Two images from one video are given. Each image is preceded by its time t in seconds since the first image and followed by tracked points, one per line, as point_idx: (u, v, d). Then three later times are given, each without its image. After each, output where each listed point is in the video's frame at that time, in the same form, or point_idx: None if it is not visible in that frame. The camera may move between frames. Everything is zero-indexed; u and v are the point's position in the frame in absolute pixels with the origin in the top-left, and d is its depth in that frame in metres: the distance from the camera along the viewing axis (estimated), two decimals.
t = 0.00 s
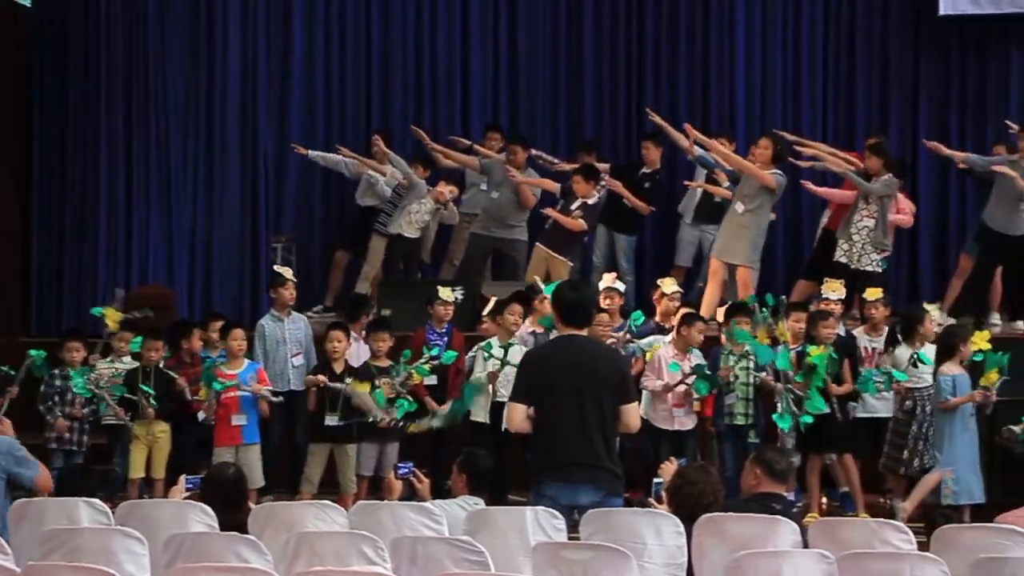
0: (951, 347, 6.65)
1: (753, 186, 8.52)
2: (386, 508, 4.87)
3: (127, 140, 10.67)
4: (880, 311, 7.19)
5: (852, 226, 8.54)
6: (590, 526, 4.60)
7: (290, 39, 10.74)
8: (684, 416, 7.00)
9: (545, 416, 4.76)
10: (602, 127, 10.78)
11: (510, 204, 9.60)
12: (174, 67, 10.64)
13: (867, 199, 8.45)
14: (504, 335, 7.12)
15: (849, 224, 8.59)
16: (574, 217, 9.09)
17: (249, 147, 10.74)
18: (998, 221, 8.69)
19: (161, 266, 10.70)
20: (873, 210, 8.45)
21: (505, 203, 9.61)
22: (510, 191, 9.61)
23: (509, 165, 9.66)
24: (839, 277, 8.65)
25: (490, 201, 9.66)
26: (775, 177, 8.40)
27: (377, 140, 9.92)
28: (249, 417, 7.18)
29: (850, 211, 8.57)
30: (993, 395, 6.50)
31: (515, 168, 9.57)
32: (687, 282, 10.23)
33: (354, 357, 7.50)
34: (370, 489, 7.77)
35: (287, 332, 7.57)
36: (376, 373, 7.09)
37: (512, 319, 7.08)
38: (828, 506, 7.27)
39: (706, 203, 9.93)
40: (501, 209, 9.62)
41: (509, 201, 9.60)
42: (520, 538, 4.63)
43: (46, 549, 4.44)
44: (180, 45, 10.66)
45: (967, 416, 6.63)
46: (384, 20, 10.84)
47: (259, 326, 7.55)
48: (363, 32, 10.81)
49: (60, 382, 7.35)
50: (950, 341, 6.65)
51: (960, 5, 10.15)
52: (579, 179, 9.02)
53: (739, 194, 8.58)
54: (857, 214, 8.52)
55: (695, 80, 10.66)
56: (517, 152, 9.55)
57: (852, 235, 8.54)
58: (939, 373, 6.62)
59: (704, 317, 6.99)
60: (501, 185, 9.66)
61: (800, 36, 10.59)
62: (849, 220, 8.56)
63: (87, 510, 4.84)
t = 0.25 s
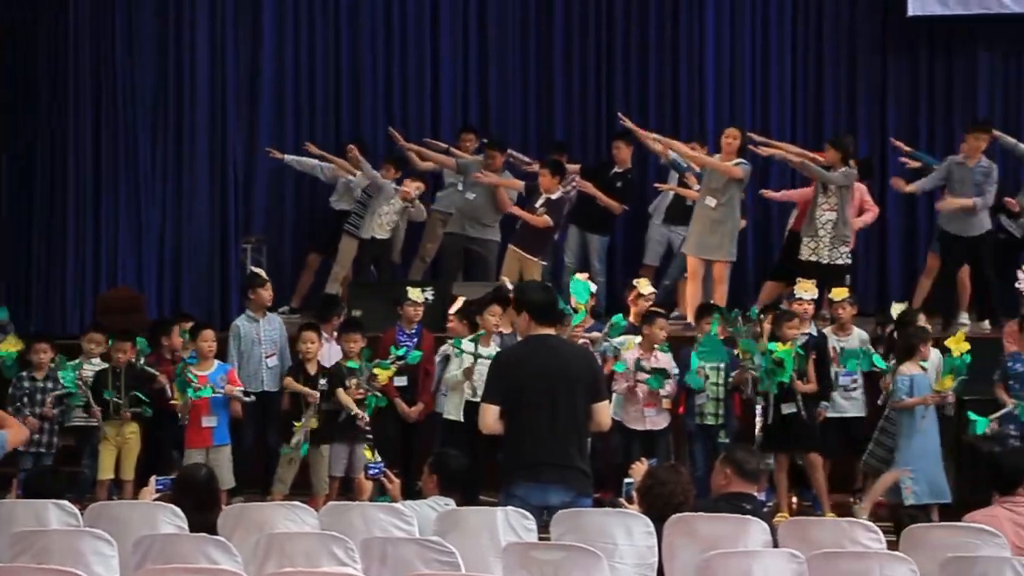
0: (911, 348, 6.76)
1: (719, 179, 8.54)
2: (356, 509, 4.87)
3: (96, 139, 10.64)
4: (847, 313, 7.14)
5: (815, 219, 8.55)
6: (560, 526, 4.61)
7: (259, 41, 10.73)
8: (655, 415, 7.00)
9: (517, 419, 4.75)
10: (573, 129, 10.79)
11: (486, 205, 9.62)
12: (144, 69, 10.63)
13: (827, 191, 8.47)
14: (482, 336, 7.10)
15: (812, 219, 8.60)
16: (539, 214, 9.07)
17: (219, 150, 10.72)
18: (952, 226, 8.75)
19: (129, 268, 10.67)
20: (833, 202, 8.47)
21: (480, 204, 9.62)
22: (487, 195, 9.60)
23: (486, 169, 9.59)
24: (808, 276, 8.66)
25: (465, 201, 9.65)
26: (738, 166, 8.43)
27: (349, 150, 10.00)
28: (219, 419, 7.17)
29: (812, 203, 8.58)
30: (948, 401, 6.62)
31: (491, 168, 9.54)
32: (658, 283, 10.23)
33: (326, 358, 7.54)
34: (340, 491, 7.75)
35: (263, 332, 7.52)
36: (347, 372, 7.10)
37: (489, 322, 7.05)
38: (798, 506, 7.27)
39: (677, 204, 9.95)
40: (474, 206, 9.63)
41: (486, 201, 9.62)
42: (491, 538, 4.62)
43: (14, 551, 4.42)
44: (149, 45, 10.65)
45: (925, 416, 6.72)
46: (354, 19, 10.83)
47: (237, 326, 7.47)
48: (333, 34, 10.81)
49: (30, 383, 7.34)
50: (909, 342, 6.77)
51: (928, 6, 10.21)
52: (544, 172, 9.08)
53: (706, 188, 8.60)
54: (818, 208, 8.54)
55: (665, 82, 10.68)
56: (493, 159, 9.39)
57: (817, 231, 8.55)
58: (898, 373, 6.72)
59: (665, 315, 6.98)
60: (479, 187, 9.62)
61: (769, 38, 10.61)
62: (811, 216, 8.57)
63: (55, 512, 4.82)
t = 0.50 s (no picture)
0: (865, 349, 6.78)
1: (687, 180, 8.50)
2: (329, 511, 4.86)
3: (67, 142, 10.75)
4: (812, 313, 7.16)
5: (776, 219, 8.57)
6: (533, 527, 4.61)
7: (231, 41, 10.72)
8: (628, 415, 7.00)
9: (500, 420, 4.75)
10: (545, 129, 10.78)
11: (457, 205, 9.60)
12: (115, 69, 10.68)
13: (788, 191, 8.51)
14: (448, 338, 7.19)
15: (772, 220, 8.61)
16: (506, 215, 9.07)
17: (191, 150, 10.74)
18: (915, 227, 8.82)
19: (102, 270, 10.72)
20: (794, 202, 8.51)
21: (451, 203, 9.60)
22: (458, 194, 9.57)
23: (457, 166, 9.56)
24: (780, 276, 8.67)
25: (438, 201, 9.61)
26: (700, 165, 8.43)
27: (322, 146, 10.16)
28: (194, 420, 7.15)
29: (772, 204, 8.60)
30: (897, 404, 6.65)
31: (460, 167, 9.58)
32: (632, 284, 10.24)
33: (295, 357, 7.49)
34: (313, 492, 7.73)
35: (239, 333, 7.56)
36: (315, 373, 7.09)
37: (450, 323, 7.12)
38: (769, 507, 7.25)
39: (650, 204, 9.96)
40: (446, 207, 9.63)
41: (456, 203, 9.60)
42: (464, 539, 4.61)
43: None
44: (120, 45, 10.69)
45: (874, 415, 6.75)
46: (326, 18, 10.82)
47: (212, 327, 7.53)
48: (305, 34, 10.80)
49: None
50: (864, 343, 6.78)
51: (899, 7, 10.26)
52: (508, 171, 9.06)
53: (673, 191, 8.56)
54: (779, 209, 8.56)
55: (637, 82, 10.69)
56: (461, 152, 9.46)
57: (779, 233, 8.56)
58: (850, 373, 6.78)
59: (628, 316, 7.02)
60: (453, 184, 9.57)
61: (741, 38, 10.62)
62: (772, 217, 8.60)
63: (26, 514, 4.82)
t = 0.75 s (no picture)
0: (819, 349, 6.82)
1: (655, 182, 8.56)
2: (299, 512, 4.85)
3: (37, 143, 10.83)
4: (777, 314, 7.21)
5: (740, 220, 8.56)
6: (505, 528, 4.59)
7: (201, 40, 10.72)
8: (597, 414, 7.01)
9: (469, 421, 4.74)
10: (516, 128, 10.79)
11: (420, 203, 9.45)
12: (84, 64, 10.75)
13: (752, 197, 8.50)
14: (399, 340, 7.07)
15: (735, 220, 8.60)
16: (475, 213, 9.13)
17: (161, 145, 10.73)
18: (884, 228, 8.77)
19: (71, 272, 10.75)
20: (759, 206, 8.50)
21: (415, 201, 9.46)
22: (424, 192, 9.47)
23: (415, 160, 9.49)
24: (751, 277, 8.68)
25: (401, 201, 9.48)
26: (664, 166, 8.58)
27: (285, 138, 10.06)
28: (166, 421, 7.15)
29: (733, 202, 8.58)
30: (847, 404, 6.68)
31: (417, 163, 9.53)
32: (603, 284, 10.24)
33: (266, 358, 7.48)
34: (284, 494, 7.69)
35: (213, 335, 7.59)
36: (281, 373, 7.10)
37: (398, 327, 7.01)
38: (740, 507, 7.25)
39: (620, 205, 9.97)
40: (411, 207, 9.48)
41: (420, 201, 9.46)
42: (435, 540, 4.60)
43: None
44: (89, 46, 10.75)
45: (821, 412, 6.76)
46: (297, 17, 10.81)
47: (187, 328, 7.56)
48: (276, 34, 10.79)
49: None
50: (818, 343, 6.84)
51: (868, 8, 10.31)
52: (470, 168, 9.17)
53: (639, 192, 8.56)
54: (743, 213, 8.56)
55: (608, 82, 10.70)
56: (421, 146, 9.42)
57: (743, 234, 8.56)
58: (802, 372, 6.81)
59: (598, 318, 7.09)
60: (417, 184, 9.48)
61: (712, 37, 10.63)
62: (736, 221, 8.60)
63: None
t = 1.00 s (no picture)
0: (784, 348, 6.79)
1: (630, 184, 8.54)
2: (274, 513, 4.83)
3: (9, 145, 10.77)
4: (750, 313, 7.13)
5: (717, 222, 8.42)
6: (479, 527, 4.61)
7: (174, 41, 10.71)
8: (572, 415, 7.02)
9: (431, 421, 4.74)
10: (490, 127, 10.80)
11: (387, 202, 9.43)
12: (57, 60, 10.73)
13: (730, 197, 8.36)
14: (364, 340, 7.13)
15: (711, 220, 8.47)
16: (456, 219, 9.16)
17: (134, 143, 10.71)
18: (865, 228, 8.74)
19: (44, 272, 10.72)
20: (737, 205, 8.37)
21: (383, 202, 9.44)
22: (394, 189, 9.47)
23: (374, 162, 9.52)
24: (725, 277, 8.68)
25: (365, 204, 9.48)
26: (638, 167, 8.57)
27: (244, 138, 10.06)
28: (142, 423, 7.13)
29: (710, 203, 8.43)
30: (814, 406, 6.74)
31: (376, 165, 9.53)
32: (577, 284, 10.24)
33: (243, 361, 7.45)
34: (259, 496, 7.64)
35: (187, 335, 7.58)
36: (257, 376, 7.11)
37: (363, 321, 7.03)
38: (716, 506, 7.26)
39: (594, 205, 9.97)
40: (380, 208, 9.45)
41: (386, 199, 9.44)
42: (410, 540, 4.60)
43: None
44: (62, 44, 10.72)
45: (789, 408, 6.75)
46: (270, 14, 10.81)
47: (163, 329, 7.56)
48: (250, 34, 10.78)
49: None
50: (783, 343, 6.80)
51: (841, 8, 10.35)
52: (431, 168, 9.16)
53: (614, 194, 8.54)
54: (720, 213, 8.41)
55: (581, 82, 10.71)
56: (380, 147, 9.46)
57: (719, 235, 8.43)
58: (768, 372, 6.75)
59: (572, 318, 7.06)
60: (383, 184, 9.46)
61: (685, 37, 10.64)
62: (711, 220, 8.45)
63: None
